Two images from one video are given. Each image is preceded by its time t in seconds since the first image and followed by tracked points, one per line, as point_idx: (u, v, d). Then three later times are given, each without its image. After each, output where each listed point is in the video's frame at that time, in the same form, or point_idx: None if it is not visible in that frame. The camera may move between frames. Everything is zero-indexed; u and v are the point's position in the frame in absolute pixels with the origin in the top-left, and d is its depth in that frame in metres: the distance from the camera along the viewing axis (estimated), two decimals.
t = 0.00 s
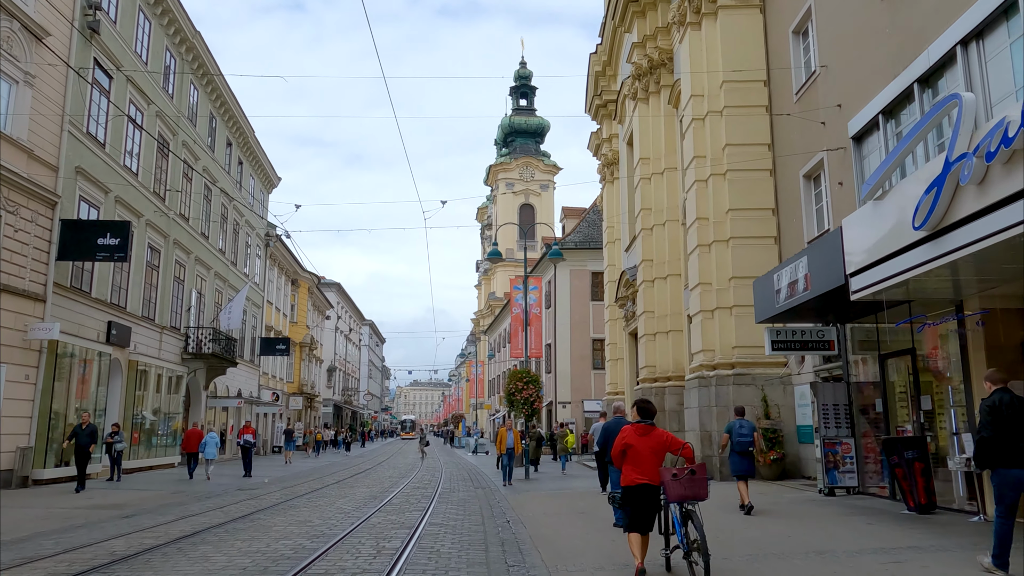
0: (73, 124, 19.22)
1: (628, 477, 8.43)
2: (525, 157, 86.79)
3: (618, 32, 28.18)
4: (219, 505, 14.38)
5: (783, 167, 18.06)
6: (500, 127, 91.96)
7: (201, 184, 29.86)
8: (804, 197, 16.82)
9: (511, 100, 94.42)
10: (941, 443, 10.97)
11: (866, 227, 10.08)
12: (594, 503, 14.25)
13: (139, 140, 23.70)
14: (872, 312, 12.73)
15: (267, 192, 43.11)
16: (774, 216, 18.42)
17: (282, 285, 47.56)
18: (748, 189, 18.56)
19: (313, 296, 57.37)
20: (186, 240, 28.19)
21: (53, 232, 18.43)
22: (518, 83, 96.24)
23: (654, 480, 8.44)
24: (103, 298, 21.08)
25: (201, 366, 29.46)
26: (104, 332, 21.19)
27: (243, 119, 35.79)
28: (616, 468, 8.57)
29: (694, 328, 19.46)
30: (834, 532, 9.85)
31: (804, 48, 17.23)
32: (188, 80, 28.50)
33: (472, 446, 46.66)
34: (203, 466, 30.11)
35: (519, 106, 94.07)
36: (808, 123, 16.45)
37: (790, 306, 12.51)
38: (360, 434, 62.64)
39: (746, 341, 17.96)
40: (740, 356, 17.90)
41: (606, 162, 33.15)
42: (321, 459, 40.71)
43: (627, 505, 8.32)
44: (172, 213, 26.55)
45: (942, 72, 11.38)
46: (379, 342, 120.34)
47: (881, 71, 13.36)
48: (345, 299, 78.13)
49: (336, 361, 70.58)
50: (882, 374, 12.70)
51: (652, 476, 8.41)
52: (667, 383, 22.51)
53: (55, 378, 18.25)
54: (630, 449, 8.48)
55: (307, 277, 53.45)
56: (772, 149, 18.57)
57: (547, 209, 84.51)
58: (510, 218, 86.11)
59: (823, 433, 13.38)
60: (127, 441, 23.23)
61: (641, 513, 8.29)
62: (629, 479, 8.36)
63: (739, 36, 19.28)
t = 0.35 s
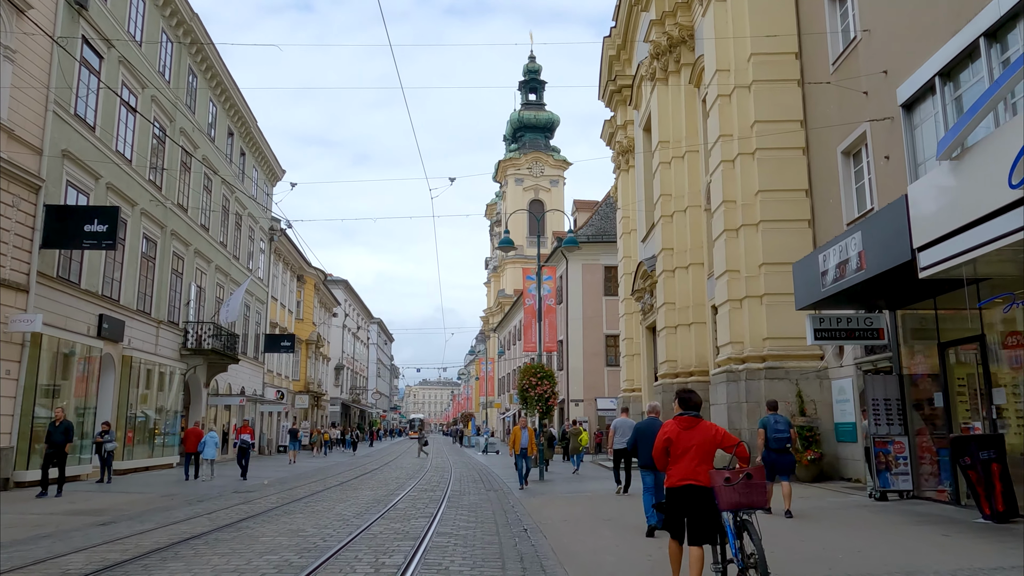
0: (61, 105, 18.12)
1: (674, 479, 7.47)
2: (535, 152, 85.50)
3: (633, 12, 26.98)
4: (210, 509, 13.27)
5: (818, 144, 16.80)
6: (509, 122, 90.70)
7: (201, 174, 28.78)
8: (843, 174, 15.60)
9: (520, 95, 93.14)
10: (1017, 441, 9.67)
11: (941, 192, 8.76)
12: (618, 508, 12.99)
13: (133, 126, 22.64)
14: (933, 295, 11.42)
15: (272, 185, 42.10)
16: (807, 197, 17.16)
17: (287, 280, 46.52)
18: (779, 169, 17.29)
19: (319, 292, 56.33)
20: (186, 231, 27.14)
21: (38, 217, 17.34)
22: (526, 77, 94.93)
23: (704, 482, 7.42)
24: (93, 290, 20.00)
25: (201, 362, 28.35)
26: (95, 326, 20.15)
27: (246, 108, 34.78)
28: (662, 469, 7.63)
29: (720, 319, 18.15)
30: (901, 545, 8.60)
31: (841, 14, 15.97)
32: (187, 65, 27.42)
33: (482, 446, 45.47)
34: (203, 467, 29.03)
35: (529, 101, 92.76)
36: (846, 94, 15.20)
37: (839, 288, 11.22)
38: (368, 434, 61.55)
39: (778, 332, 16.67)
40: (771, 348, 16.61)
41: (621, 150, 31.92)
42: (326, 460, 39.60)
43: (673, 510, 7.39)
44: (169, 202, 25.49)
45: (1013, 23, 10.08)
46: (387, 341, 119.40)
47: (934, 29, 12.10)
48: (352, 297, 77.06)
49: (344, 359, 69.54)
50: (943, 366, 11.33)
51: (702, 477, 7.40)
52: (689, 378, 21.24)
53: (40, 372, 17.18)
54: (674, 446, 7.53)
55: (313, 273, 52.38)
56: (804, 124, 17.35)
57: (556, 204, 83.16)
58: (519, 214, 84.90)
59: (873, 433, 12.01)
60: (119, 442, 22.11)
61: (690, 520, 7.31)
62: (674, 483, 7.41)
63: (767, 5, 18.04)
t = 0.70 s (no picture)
0: (28, 78, 16.86)
1: (715, 483, 6.36)
2: (533, 146, 84.23)
3: None
4: (184, 514, 12.10)
5: (845, 119, 15.60)
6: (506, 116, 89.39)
7: (186, 160, 27.53)
8: (872, 150, 14.42)
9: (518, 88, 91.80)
10: None
11: (1013, 147, 7.16)
12: (632, 513, 11.82)
13: (111, 105, 21.41)
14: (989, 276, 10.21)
15: (263, 176, 40.82)
16: (832, 176, 15.95)
17: (280, 274, 45.27)
18: (801, 146, 16.09)
19: (313, 287, 55.07)
20: (169, 219, 25.88)
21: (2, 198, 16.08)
22: (524, 70, 93.61)
23: (753, 487, 6.32)
24: (67, 278, 18.76)
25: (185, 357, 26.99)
26: (68, 316, 18.90)
27: (235, 94, 33.51)
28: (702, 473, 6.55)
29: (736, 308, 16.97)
30: (971, 559, 7.45)
31: None
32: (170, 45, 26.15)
33: (480, 445, 44.28)
34: (189, 466, 27.80)
35: (527, 95, 91.43)
36: (876, 61, 14.03)
37: (883, 268, 10.00)
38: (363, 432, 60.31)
39: (801, 321, 15.47)
40: (793, 339, 15.42)
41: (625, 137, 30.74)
42: (319, 459, 38.39)
43: (714, 519, 6.28)
44: (152, 188, 24.25)
45: None
46: (383, 338, 118.03)
47: None
48: (347, 292, 75.73)
49: (339, 355, 68.31)
50: (999, 356, 10.16)
51: (751, 481, 6.30)
52: (700, 373, 20.08)
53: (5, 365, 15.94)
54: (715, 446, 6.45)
55: (306, 267, 51.11)
56: (827, 99, 16.17)
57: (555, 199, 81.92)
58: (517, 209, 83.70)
59: (919, 431, 10.82)
60: (93, 441, 20.53)
61: (735, 531, 6.19)
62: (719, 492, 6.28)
63: None
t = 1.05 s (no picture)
0: None
1: (774, 500, 5.43)
2: (522, 144, 83.02)
3: None
4: (143, 526, 10.83)
5: (866, 96, 14.46)
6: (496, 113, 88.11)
7: (160, 147, 26.11)
8: (898, 127, 13.29)
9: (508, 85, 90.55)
10: None
11: None
12: (642, 525, 10.63)
13: (75, 84, 20.02)
14: None
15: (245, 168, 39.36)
16: (852, 158, 14.79)
17: (262, 271, 43.78)
18: (819, 125, 14.94)
19: (297, 285, 53.61)
20: (141, 209, 24.46)
21: None
22: (514, 67, 92.39)
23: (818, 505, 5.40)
24: (23, 268, 17.31)
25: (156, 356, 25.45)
26: (24, 309, 17.47)
27: (214, 80, 32.08)
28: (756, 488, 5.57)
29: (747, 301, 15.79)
30: None
31: None
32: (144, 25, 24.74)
33: (469, 447, 43.01)
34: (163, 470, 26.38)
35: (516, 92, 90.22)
36: (904, 30, 12.90)
37: (931, 248, 8.79)
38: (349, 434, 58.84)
39: (818, 315, 14.30)
40: (810, 334, 14.24)
41: (621, 127, 29.56)
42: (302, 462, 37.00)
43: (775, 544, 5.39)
44: (121, 175, 22.84)
45: None
46: (370, 338, 116.37)
47: None
48: (333, 291, 74.21)
49: (324, 355, 66.86)
50: None
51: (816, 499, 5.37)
52: (705, 371, 18.92)
53: None
54: (773, 456, 5.46)
55: (290, 264, 49.62)
56: (846, 75, 15.05)
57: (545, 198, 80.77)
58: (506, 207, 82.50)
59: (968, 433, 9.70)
60: (53, 444, 19.05)
61: (800, 557, 5.29)
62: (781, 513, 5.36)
63: None
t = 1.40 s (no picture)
0: None
1: (868, 511, 4.24)
2: (522, 141, 81.78)
3: None
4: (102, 540, 9.54)
5: (903, 65, 13.25)
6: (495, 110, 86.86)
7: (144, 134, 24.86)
8: (941, 97, 12.07)
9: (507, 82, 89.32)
10: None
11: None
12: (668, 540, 9.38)
13: (48, 62, 18.71)
14: None
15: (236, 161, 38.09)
16: (887, 134, 13.58)
17: (255, 268, 42.52)
18: (850, 99, 13.71)
19: (293, 283, 52.36)
20: (122, 198, 23.18)
21: None
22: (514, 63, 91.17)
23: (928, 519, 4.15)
24: None
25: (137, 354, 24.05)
26: None
27: (203, 68, 30.81)
28: (842, 496, 4.37)
29: (771, 291, 14.55)
30: None
31: None
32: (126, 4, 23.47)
33: (469, 449, 41.75)
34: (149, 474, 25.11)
35: (516, 88, 88.99)
36: None
37: (1007, 218, 7.50)
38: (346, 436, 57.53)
39: (851, 304, 13.07)
40: (842, 325, 13.03)
41: (627, 115, 28.31)
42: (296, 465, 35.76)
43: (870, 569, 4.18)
44: (101, 162, 21.59)
45: None
46: (369, 338, 115.11)
47: None
48: (330, 290, 72.92)
49: (321, 355, 65.60)
50: None
51: (925, 511, 4.13)
52: (721, 367, 17.68)
53: None
54: (864, 454, 4.25)
55: (285, 262, 48.34)
56: (879, 44, 13.83)
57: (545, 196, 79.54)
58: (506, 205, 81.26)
59: None
60: (23, 447, 17.75)
61: None
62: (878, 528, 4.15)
63: None
